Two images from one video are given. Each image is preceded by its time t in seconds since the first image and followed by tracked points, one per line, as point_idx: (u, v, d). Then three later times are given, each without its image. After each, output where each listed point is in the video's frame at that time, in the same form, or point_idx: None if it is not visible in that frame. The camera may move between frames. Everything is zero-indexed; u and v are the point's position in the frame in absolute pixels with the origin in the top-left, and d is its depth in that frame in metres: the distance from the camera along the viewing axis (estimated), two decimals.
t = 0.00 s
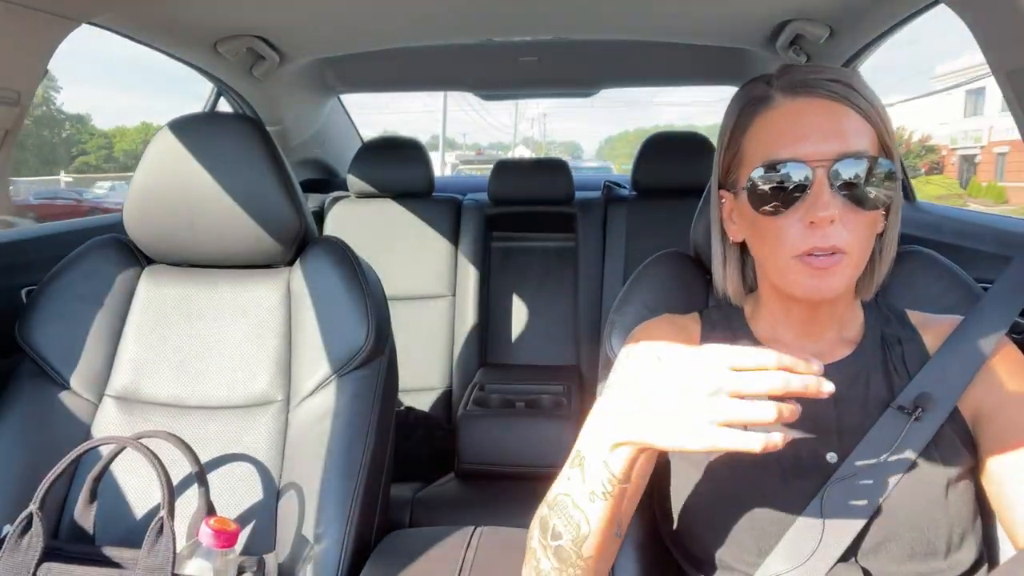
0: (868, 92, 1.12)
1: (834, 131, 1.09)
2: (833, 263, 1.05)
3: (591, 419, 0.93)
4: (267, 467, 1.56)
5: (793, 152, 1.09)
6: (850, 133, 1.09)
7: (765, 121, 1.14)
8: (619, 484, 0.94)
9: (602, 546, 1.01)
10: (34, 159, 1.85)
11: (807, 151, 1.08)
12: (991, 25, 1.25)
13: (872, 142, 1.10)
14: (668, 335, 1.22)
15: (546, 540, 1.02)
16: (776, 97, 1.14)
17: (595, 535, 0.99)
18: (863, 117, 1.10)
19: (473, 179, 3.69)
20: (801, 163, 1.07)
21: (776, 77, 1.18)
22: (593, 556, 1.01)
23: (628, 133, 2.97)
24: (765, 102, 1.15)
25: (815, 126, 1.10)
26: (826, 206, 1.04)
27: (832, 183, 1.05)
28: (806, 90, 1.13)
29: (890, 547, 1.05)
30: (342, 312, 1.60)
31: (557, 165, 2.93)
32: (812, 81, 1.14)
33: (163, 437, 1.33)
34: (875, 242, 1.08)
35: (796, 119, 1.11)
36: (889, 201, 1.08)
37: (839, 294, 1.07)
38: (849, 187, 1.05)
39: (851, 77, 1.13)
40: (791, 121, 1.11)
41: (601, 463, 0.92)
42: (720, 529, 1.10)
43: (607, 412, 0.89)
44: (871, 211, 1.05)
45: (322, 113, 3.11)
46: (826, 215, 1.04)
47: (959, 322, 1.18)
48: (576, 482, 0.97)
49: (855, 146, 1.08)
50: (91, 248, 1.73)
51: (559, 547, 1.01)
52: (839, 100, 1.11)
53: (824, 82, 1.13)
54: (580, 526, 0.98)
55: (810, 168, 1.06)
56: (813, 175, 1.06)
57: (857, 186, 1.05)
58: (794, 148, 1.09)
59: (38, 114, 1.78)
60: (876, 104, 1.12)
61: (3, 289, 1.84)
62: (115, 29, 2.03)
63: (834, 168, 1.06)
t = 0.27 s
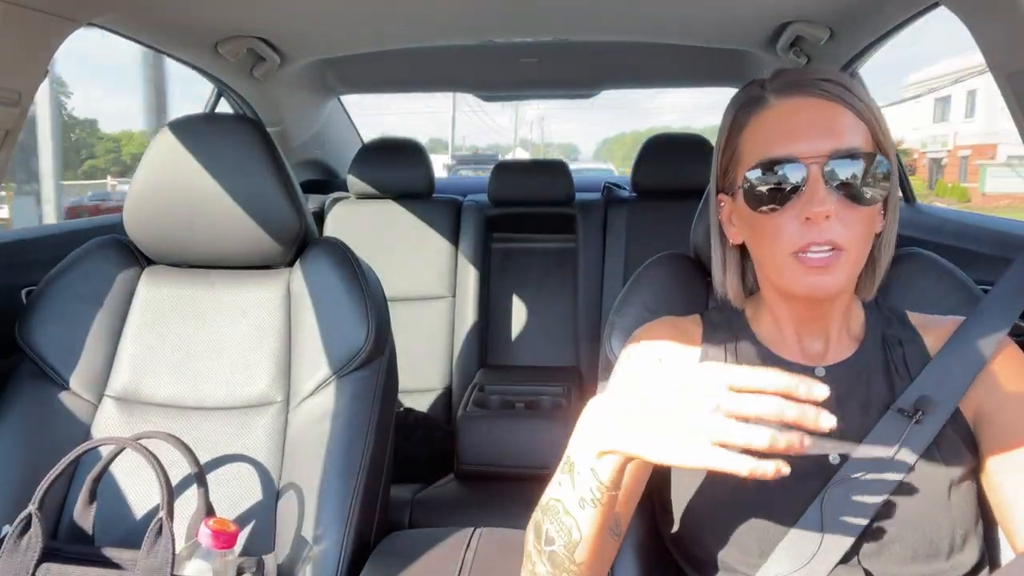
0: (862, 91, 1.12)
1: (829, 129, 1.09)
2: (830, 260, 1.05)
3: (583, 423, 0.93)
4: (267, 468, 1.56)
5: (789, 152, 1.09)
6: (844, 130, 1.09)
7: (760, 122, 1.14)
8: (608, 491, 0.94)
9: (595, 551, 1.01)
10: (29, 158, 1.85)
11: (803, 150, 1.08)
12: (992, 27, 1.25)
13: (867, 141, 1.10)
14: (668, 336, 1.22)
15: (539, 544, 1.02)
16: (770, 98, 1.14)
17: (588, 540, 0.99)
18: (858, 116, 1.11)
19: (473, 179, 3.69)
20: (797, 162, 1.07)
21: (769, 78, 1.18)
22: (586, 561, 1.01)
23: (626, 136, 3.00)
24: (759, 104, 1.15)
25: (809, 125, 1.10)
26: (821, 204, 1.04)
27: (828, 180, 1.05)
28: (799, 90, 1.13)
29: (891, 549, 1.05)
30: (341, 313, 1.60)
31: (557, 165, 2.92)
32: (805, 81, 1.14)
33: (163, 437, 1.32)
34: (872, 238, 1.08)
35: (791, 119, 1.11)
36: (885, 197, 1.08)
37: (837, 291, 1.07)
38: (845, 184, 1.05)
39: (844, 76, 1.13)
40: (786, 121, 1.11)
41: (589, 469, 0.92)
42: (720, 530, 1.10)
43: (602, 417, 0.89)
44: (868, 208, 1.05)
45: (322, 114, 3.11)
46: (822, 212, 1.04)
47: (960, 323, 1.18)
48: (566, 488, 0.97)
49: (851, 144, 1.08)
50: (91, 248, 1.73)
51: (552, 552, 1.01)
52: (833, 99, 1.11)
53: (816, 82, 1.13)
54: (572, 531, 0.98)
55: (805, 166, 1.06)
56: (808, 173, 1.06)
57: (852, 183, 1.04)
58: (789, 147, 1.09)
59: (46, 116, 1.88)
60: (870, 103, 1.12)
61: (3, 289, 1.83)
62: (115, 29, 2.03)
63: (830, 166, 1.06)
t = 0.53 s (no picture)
0: (867, 91, 1.14)
1: (836, 124, 1.09)
2: (838, 256, 1.04)
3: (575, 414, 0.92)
4: (268, 467, 1.56)
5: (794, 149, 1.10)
6: (850, 126, 1.09)
7: (766, 118, 1.14)
8: (602, 483, 0.93)
9: (593, 546, 1.00)
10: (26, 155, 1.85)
11: (809, 145, 1.09)
12: (992, 25, 1.25)
13: (872, 138, 1.10)
14: (668, 335, 1.22)
15: (538, 540, 1.02)
16: (776, 95, 1.15)
17: (585, 535, 0.98)
18: (864, 114, 1.11)
19: (473, 178, 3.69)
20: (803, 157, 1.07)
21: (776, 75, 1.19)
22: (583, 556, 1.00)
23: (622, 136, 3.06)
24: (765, 100, 1.16)
25: (815, 120, 1.10)
26: (826, 200, 1.05)
27: (835, 175, 1.05)
28: (805, 86, 1.14)
29: (892, 547, 1.05)
30: (341, 311, 1.60)
31: (557, 162, 2.94)
32: (811, 77, 1.15)
33: (163, 436, 1.32)
34: (878, 235, 1.08)
35: (797, 115, 1.11)
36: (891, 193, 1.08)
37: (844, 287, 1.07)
38: (851, 179, 1.05)
39: (850, 73, 1.15)
40: (791, 117, 1.12)
41: (583, 462, 0.92)
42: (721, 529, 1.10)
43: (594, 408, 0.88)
44: (874, 205, 1.05)
45: (322, 112, 3.11)
46: (827, 209, 1.04)
47: (960, 321, 1.18)
48: (561, 481, 0.96)
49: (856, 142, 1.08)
50: (91, 247, 1.73)
51: (551, 547, 1.01)
52: (840, 95, 1.12)
53: (823, 79, 1.14)
54: (569, 526, 0.98)
55: (812, 161, 1.07)
56: (815, 168, 1.06)
57: (858, 178, 1.04)
58: (795, 143, 1.10)
59: (60, 120, 1.98)
60: (875, 103, 1.13)
61: (4, 288, 1.84)
62: (115, 28, 2.02)
63: (836, 161, 1.06)
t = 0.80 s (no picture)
0: (871, 95, 1.14)
1: (842, 124, 1.09)
2: (844, 255, 1.04)
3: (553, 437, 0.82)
4: (268, 468, 1.56)
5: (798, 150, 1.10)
6: (857, 126, 1.09)
7: (772, 118, 1.14)
8: (587, 501, 0.86)
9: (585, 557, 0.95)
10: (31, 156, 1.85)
11: (815, 145, 1.09)
12: (992, 27, 1.25)
13: (877, 141, 1.10)
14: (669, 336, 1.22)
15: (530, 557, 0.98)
16: (781, 96, 1.15)
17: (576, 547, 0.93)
18: (869, 116, 1.11)
19: (473, 179, 3.69)
20: (809, 157, 1.07)
21: (780, 76, 1.20)
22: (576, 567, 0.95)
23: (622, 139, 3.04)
24: (769, 101, 1.16)
25: (821, 120, 1.10)
26: (830, 201, 1.04)
27: (841, 175, 1.05)
28: (811, 86, 1.14)
29: (892, 548, 1.05)
30: (342, 312, 1.60)
31: (557, 164, 2.94)
32: (817, 77, 1.15)
33: (163, 437, 1.32)
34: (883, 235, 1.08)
35: (802, 115, 1.11)
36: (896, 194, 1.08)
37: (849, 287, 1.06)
38: (857, 178, 1.05)
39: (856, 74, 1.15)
40: (798, 117, 1.12)
41: (564, 484, 0.84)
42: (720, 529, 1.10)
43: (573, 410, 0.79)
44: (878, 207, 1.05)
45: (322, 113, 3.11)
46: (831, 210, 1.04)
47: (961, 322, 1.19)
48: (547, 501, 0.90)
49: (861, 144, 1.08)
50: (92, 248, 1.73)
51: (542, 560, 0.95)
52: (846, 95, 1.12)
53: (828, 81, 1.14)
54: (558, 539, 0.92)
55: (818, 161, 1.07)
56: (821, 168, 1.07)
57: (866, 178, 1.04)
58: (801, 143, 1.10)
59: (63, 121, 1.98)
60: (878, 106, 1.14)
61: (4, 289, 1.84)
62: (115, 29, 2.02)
63: (842, 161, 1.06)
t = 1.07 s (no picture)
0: (874, 93, 1.14)
1: (846, 121, 1.09)
2: (848, 253, 1.04)
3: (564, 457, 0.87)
4: (268, 468, 1.56)
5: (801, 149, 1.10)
6: (860, 123, 1.10)
7: (774, 117, 1.15)
8: (596, 521, 0.90)
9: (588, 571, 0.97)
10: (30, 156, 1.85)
11: (818, 142, 1.09)
12: (993, 27, 1.25)
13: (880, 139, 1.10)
14: (669, 337, 1.21)
15: (534, 562, 0.98)
16: (783, 93, 1.15)
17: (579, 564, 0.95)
18: (872, 114, 1.11)
19: (473, 179, 3.69)
20: (812, 155, 1.08)
21: (783, 74, 1.20)
22: None
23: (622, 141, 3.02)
24: (772, 99, 1.16)
25: (824, 117, 1.10)
26: (834, 200, 1.05)
27: (844, 172, 1.06)
28: (814, 84, 1.15)
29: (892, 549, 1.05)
30: (343, 312, 1.60)
31: (557, 165, 2.94)
32: (819, 75, 1.15)
33: (163, 436, 1.32)
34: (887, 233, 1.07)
35: (806, 113, 1.12)
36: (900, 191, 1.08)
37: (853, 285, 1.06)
38: (860, 176, 1.05)
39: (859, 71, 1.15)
40: (801, 115, 1.12)
41: (575, 504, 0.88)
42: (721, 529, 1.09)
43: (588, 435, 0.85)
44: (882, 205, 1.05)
45: (322, 113, 3.11)
46: (835, 209, 1.04)
47: (961, 322, 1.19)
48: (553, 518, 0.92)
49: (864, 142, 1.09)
50: (92, 248, 1.73)
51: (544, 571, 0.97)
52: (849, 92, 1.12)
53: (830, 79, 1.14)
54: (562, 556, 0.94)
55: (821, 158, 1.07)
56: (825, 166, 1.07)
57: (870, 175, 1.05)
58: (804, 140, 1.10)
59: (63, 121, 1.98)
60: (882, 104, 1.14)
61: (4, 289, 1.84)
62: (115, 29, 2.02)
63: (845, 158, 1.06)
